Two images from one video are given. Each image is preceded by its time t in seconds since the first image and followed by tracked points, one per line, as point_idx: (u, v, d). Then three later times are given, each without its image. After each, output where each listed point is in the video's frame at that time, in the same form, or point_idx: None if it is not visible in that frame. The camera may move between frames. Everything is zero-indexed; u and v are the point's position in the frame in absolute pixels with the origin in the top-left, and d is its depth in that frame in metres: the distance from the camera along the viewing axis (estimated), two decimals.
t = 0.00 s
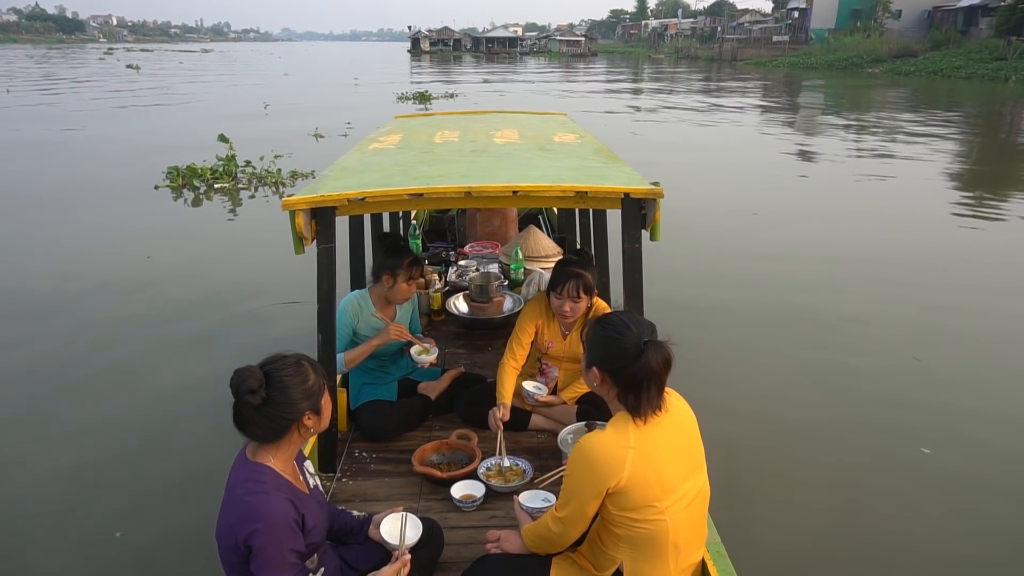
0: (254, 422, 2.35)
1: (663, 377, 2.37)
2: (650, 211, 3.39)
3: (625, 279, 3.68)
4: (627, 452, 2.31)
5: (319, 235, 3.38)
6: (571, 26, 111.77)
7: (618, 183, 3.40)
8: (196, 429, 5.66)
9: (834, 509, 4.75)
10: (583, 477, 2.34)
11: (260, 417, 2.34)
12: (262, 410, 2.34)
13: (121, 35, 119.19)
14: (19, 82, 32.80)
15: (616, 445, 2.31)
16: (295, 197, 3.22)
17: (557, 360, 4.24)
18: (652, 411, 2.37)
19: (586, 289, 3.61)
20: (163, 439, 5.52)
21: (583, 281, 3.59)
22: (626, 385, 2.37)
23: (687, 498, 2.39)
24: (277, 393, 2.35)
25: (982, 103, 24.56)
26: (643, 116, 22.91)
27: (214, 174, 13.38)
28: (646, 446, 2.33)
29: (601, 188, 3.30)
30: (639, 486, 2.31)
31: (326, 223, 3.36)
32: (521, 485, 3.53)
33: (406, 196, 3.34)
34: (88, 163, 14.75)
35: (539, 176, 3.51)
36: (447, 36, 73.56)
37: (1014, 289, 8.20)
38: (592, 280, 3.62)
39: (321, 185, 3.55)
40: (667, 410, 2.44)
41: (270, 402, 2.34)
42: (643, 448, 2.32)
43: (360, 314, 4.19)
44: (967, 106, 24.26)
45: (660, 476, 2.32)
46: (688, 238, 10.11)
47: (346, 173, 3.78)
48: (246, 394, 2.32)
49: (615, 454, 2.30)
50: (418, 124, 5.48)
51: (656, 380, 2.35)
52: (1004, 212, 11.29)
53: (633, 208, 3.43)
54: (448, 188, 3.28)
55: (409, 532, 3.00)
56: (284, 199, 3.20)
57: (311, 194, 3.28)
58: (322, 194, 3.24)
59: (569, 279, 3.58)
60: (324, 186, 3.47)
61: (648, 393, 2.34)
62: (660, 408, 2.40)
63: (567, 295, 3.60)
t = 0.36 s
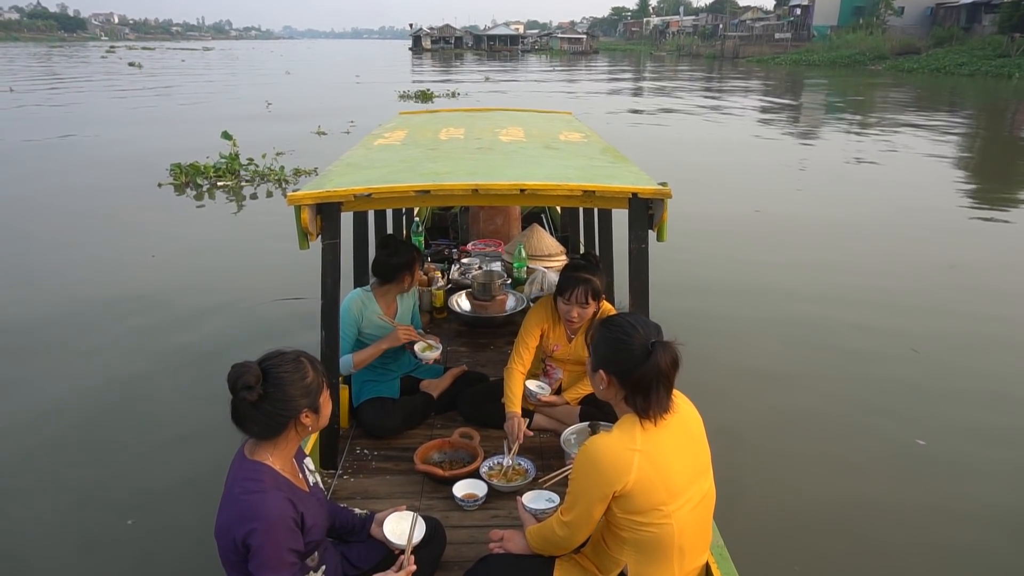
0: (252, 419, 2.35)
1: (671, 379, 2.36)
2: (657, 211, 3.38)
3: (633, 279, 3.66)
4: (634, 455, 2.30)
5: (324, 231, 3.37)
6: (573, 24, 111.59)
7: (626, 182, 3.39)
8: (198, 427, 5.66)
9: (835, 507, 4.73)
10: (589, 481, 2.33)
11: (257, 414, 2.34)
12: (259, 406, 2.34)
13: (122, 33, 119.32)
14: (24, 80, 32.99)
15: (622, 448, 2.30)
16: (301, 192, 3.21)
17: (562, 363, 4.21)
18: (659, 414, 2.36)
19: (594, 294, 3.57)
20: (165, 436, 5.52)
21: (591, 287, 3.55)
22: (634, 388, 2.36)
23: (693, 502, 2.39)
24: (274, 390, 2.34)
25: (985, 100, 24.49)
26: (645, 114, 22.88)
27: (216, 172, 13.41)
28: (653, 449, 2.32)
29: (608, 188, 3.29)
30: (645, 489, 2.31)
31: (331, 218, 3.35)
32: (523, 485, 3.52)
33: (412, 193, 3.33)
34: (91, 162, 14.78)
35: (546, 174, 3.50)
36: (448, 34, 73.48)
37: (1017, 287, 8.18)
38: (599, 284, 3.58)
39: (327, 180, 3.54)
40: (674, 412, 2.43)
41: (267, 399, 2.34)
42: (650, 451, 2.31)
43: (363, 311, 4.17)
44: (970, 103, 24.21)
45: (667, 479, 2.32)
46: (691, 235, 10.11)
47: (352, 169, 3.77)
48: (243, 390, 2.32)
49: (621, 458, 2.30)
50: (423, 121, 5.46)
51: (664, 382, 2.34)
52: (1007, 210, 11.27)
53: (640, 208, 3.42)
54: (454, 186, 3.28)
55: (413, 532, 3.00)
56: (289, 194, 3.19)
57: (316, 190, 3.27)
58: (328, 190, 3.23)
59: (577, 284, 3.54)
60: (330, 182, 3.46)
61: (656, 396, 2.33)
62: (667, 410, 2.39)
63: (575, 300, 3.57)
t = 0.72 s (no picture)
0: (260, 417, 2.35)
1: (671, 386, 2.37)
2: (661, 216, 3.39)
3: (636, 283, 3.66)
4: (635, 462, 2.30)
5: (328, 233, 3.38)
6: (574, 23, 111.61)
7: (629, 188, 3.39)
8: (200, 429, 5.67)
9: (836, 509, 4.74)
10: (590, 488, 2.33)
11: (266, 412, 2.34)
12: (269, 404, 2.35)
13: (123, 33, 119.45)
14: (26, 80, 33.07)
15: (623, 455, 2.30)
16: (306, 194, 3.21)
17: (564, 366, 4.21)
18: (659, 420, 2.36)
19: (596, 298, 3.57)
20: (167, 437, 5.53)
21: (593, 292, 3.54)
22: (634, 395, 2.36)
23: (694, 508, 2.39)
24: (284, 390, 2.35)
25: (987, 100, 24.48)
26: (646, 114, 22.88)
27: (219, 173, 13.45)
28: (654, 456, 2.32)
29: (612, 193, 3.29)
30: (646, 496, 2.31)
31: (335, 221, 3.35)
32: (524, 488, 3.52)
33: (416, 196, 3.33)
34: (94, 162, 14.81)
35: (550, 179, 3.50)
36: (449, 33, 73.47)
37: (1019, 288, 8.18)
38: (601, 289, 3.58)
39: (331, 182, 3.54)
40: (674, 419, 2.43)
41: (277, 398, 2.35)
42: (651, 458, 2.31)
43: (367, 312, 4.18)
44: (972, 104, 24.20)
45: (668, 486, 2.32)
46: (693, 236, 10.11)
47: (356, 172, 3.78)
48: (254, 388, 2.33)
49: (622, 465, 2.29)
50: (426, 124, 5.46)
51: (665, 389, 2.35)
52: (1009, 210, 11.26)
53: (644, 214, 3.43)
54: (458, 189, 3.28)
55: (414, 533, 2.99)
56: (294, 196, 3.19)
57: (321, 192, 3.28)
58: (333, 192, 3.24)
59: (579, 288, 3.54)
60: (334, 184, 3.47)
61: (656, 402, 2.33)
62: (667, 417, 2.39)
63: (577, 304, 3.57)
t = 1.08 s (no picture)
0: (265, 417, 2.34)
1: (664, 385, 2.36)
2: (657, 217, 3.38)
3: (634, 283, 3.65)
4: (630, 464, 2.28)
5: (326, 236, 3.37)
6: (574, 24, 111.65)
7: (626, 188, 3.38)
8: (199, 428, 5.66)
9: (836, 508, 4.73)
10: (585, 490, 2.32)
11: (271, 410, 2.33)
12: (275, 402, 2.33)
13: (123, 33, 119.43)
14: (27, 81, 33.09)
15: (618, 458, 2.29)
16: (303, 197, 3.20)
17: (562, 366, 4.20)
18: (653, 421, 2.35)
19: (591, 297, 3.56)
20: (166, 437, 5.52)
21: (588, 289, 3.54)
22: (628, 394, 2.35)
23: (691, 509, 2.37)
24: (292, 389, 2.35)
25: (987, 100, 24.45)
26: (646, 115, 22.89)
27: (219, 172, 13.45)
28: (649, 458, 2.30)
29: (609, 194, 3.28)
30: (642, 498, 2.29)
31: (332, 223, 3.34)
32: (523, 489, 3.50)
33: (412, 199, 3.31)
34: (93, 161, 14.80)
35: (547, 180, 3.49)
36: (449, 33, 73.46)
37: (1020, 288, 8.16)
38: (596, 288, 3.57)
39: (328, 185, 3.53)
40: (669, 419, 2.42)
41: (285, 396, 2.33)
42: (646, 460, 2.30)
43: (367, 314, 4.16)
44: (972, 103, 24.17)
45: (663, 487, 2.30)
46: (693, 236, 10.09)
47: (353, 174, 3.77)
48: (265, 387, 2.32)
49: (617, 467, 2.28)
50: (423, 127, 5.45)
51: (657, 389, 2.33)
52: (1009, 211, 11.25)
53: (640, 214, 3.42)
54: (454, 191, 3.27)
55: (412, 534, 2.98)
56: (291, 200, 3.18)
57: (318, 195, 3.27)
58: (330, 195, 3.23)
59: (573, 286, 3.54)
60: (331, 187, 3.46)
61: (649, 403, 2.32)
62: (661, 418, 2.38)
63: (571, 302, 3.56)
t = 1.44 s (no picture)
0: (264, 417, 2.32)
1: (659, 381, 2.35)
2: (653, 216, 3.37)
3: (631, 281, 3.64)
4: (626, 463, 2.28)
5: (322, 238, 3.36)
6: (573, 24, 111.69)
7: (622, 187, 3.37)
8: (198, 429, 5.65)
9: (835, 507, 4.73)
10: (582, 489, 2.32)
11: (269, 410, 2.32)
12: (273, 403, 2.32)
13: (122, 34, 119.47)
14: (26, 82, 33.10)
15: (614, 456, 2.28)
16: (298, 200, 3.19)
17: (559, 366, 4.20)
18: (649, 418, 2.34)
19: (584, 294, 3.55)
20: (166, 438, 5.51)
21: (581, 286, 3.53)
22: (623, 391, 2.35)
23: (688, 507, 2.36)
24: (289, 389, 2.33)
25: (986, 100, 24.47)
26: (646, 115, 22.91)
27: (219, 172, 13.45)
28: (646, 456, 2.30)
29: (606, 193, 3.28)
30: (639, 496, 2.28)
31: (329, 225, 3.33)
32: (522, 489, 3.49)
33: (408, 200, 3.31)
34: (94, 162, 14.81)
35: (543, 180, 3.48)
36: (447, 34, 73.47)
37: (1019, 288, 8.16)
38: (590, 285, 3.56)
39: (324, 187, 3.52)
40: (665, 417, 2.41)
41: (282, 396, 2.33)
42: (643, 458, 2.29)
43: (366, 314, 4.16)
44: (971, 103, 24.20)
45: (660, 485, 2.30)
46: (693, 236, 10.10)
47: (350, 176, 3.76)
48: (262, 388, 2.31)
49: (614, 465, 2.27)
50: (420, 128, 5.44)
51: (652, 386, 2.33)
52: (1009, 210, 11.25)
53: (636, 213, 3.41)
54: (450, 192, 3.26)
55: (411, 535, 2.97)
56: (287, 202, 3.17)
57: (314, 197, 3.26)
58: (326, 197, 3.22)
59: (566, 282, 3.53)
60: (328, 189, 3.44)
61: (644, 400, 2.32)
62: (657, 415, 2.37)
63: (565, 298, 3.55)
